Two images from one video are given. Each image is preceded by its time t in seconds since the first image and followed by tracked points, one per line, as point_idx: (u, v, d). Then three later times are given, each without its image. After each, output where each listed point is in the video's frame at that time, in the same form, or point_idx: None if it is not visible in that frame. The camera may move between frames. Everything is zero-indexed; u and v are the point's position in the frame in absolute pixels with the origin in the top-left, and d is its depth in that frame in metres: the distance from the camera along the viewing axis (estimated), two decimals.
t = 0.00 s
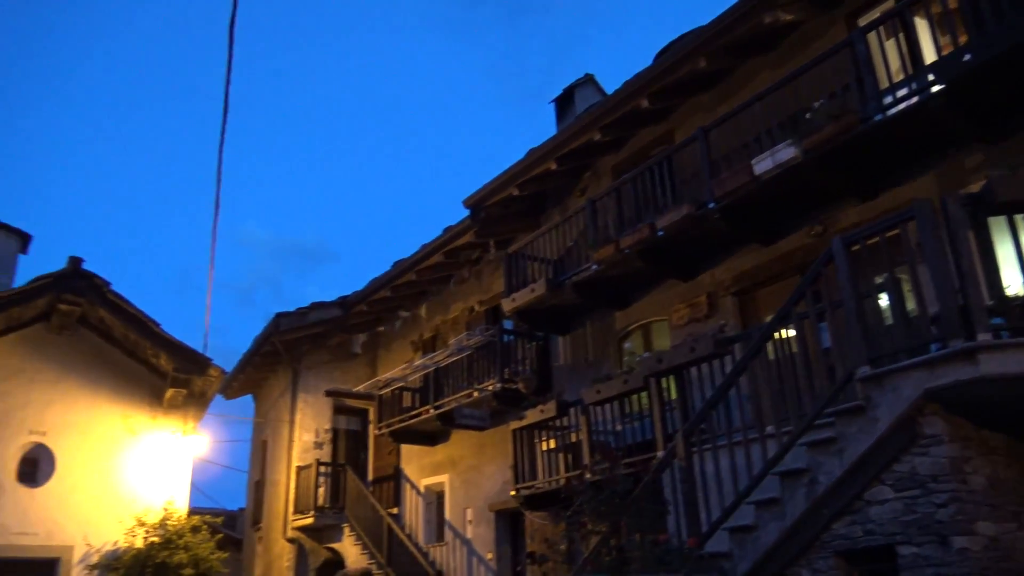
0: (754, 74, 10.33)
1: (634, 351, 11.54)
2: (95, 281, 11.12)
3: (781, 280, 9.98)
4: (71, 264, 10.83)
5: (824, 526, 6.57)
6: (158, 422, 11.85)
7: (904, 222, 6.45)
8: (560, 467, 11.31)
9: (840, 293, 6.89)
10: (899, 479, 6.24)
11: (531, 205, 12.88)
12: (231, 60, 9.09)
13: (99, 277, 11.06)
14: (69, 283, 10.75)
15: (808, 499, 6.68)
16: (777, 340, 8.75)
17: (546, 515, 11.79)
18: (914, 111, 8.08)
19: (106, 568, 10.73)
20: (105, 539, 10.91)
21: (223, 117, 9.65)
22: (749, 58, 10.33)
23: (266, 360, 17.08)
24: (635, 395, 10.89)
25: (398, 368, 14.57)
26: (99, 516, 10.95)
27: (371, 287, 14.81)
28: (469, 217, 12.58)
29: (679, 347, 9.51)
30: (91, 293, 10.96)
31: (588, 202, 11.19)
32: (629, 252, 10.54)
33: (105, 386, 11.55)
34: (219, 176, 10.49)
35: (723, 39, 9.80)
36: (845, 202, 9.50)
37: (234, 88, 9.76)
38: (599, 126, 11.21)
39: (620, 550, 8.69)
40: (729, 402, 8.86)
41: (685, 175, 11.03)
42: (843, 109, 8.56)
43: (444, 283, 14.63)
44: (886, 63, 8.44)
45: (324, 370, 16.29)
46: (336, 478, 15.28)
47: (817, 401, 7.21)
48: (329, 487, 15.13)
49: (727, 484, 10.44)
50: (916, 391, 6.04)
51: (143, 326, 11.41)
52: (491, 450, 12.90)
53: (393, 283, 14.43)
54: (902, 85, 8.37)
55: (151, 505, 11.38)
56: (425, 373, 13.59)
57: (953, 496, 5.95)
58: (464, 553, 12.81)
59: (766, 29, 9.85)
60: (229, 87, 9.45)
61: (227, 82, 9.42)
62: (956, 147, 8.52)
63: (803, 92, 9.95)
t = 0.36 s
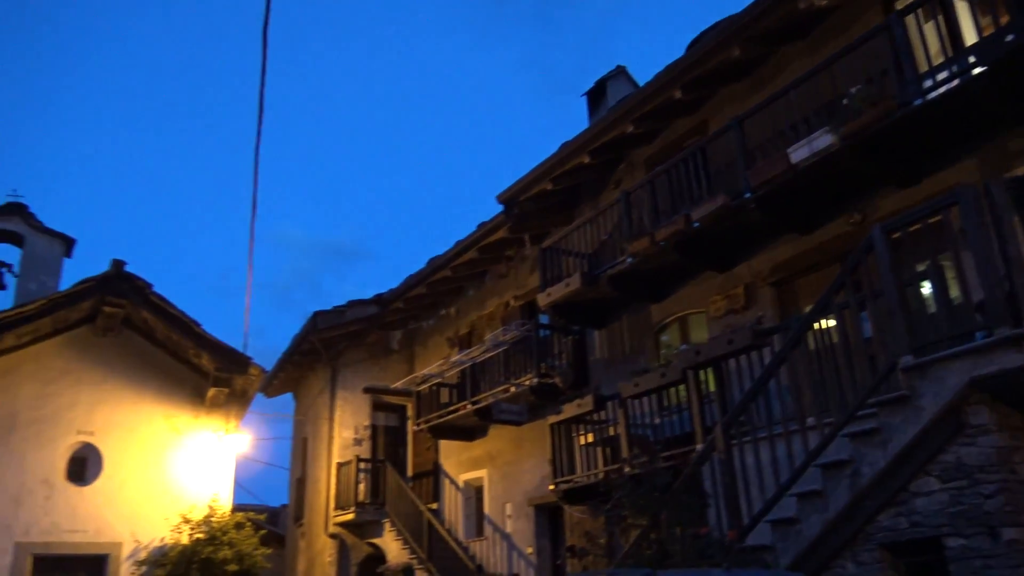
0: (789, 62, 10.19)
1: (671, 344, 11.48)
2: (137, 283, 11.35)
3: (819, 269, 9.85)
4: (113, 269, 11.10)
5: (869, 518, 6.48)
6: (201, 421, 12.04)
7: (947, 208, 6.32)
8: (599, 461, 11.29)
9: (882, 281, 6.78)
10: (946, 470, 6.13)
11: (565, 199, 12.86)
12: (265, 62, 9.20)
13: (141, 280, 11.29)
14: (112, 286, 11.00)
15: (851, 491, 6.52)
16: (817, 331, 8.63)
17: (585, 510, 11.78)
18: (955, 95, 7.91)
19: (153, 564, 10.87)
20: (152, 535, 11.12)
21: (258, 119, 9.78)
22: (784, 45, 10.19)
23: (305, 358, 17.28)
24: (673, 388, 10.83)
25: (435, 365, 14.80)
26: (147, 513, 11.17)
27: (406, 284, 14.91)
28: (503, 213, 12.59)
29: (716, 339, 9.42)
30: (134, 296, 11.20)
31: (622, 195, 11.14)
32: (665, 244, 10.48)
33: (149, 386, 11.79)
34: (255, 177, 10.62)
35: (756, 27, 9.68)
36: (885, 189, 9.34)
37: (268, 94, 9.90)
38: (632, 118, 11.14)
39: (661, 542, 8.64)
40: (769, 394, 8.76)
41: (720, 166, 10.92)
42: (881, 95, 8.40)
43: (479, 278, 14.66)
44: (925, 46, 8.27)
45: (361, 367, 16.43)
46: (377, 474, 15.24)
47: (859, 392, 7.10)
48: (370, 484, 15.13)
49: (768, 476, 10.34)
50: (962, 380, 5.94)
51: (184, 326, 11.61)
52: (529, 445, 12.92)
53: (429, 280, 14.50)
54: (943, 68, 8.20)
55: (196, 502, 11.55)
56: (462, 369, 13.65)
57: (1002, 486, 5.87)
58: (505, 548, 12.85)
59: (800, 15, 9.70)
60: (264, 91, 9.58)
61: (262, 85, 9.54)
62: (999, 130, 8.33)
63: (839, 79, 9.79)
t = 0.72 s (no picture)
0: (827, 45, 10.01)
1: (712, 334, 11.37)
2: (182, 285, 11.52)
3: (863, 256, 9.69)
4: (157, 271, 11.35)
5: (919, 507, 6.38)
6: (247, 418, 12.24)
7: (996, 188, 6.16)
8: (641, 453, 11.26)
9: (928, 266, 6.65)
10: (999, 457, 5.98)
11: (601, 190, 12.80)
12: (301, 63, 9.30)
13: (185, 282, 11.47)
14: (157, 288, 11.20)
15: (900, 479, 6.42)
16: (861, 318, 8.48)
17: (628, 501, 11.73)
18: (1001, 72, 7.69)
19: (203, 559, 11.04)
20: (201, 532, 11.33)
21: (295, 119, 9.89)
22: (821, 27, 10.01)
23: (346, 355, 17.47)
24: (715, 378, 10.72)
25: (475, 359, 14.87)
26: (196, 510, 11.40)
27: (445, 280, 14.97)
28: (540, 206, 12.58)
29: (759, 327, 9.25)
30: (179, 298, 11.40)
31: (659, 185, 11.06)
32: (704, 233, 10.38)
33: (195, 385, 12.00)
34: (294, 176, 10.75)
35: (792, 10, 9.52)
36: (930, 171, 9.14)
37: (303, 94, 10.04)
38: (667, 107, 11.05)
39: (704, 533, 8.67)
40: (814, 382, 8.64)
41: (758, 152, 10.78)
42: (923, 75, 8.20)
43: (517, 272, 14.67)
44: (968, 23, 8.05)
45: (402, 363, 16.55)
46: (419, 468, 15.51)
47: (907, 379, 6.98)
48: (413, 478, 15.37)
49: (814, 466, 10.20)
50: (1013, 364, 5.83)
51: (228, 326, 11.80)
52: (571, 438, 12.91)
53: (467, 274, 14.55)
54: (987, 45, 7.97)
55: (244, 498, 11.76)
56: (501, 363, 13.67)
57: None
58: (548, 541, 12.85)
59: None
60: (300, 92, 9.68)
61: (298, 85, 9.63)
62: None
63: (880, 60, 9.59)
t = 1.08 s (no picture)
0: (867, 24, 9.80)
1: (751, 322, 11.24)
2: (219, 282, 12.81)
3: (905, 240, 9.49)
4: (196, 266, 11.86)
5: (968, 494, 6.28)
6: (288, 412, 13.68)
7: None
8: (680, 443, 11.18)
9: (974, 250, 6.50)
10: None
11: (637, 179, 12.71)
12: (334, 60, 9.39)
13: (224, 280, 12.84)
14: (196, 285, 12.65)
15: (947, 466, 6.35)
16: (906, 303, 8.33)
17: (668, 491, 11.68)
18: None
19: (248, 549, 12.49)
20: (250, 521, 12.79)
21: (330, 115, 9.99)
22: (861, 7, 9.80)
23: (384, 348, 17.64)
24: (755, 366, 10.61)
25: (512, 351, 14.90)
26: (246, 499, 12.87)
27: (481, 271, 15.04)
28: (574, 196, 12.57)
29: (799, 314, 9.14)
30: (219, 294, 12.85)
31: (695, 171, 10.97)
32: (741, 220, 10.26)
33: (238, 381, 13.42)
34: (330, 172, 10.85)
35: None
36: (975, 152, 8.90)
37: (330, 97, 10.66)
38: (703, 93, 10.94)
39: (747, 522, 8.66)
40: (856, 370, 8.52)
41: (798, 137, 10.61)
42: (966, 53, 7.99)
43: (553, 263, 14.67)
44: None
45: (439, 355, 16.63)
46: (458, 459, 15.41)
47: (953, 364, 6.84)
48: (452, 470, 15.29)
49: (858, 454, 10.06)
50: None
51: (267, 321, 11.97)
52: (610, 428, 12.89)
53: (503, 265, 14.60)
54: None
55: (286, 489, 13.21)
56: (539, 354, 13.69)
57: None
58: (588, 531, 12.86)
59: None
60: (334, 87, 9.78)
61: (328, 89, 9.99)
62: None
63: (922, 39, 9.37)
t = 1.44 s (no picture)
0: None
1: (792, 304, 11.08)
2: (261, 274, 13.38)
3: (950, 216, 9.26)
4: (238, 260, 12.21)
5: (1018, 473, 6.13)
6: (329, 404, 14.38)
7: None
8: (721, 426, 11.10)
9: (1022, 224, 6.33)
10: None
11: (671, 161, 12.59)
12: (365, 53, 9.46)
13: (264, 272, 13.36)
14: (238, 278, 13.13)
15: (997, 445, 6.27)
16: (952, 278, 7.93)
17: (710, 476, 11.61)
18: None
19: (294, 537, 13.21)
20: (295, 509, 13.52)
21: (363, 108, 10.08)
22: None
23: (422, 337, 17.76)
24: (796, 347, 10.50)
25: (549, 337, 14.91)
26: (291, 487, 13.59)
27: (516, 258, 15.05)
28: (609, 181, 12.49)
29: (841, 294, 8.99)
30: (260, 286, 13.34)
31: (731, 152, 10.84)
32: (780, 200, 10.12)
33: (277, 374, 14.10)
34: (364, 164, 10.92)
35: None
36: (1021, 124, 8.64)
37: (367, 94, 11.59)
38: (737, 72, 10.78)
39: (791, 505, 8.54)
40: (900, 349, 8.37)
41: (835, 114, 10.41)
42: (1010, 22, 7.75)
43: (589, 249, 14.61)
44: None
45: (477, 343, 16.68)
46: (498, 447, 15.54)
47: (1002, 342, 6.68)
48: (492, 456, 15.46)
49: (904, 435, 9.90)
50: None
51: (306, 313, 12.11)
52: (650, 413, 12.84)
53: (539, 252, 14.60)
54: None
55: (328, 480, 13.90)
56: (576, 340, 13.69)
57: None
58: (630, 516, 12.86)
59: None
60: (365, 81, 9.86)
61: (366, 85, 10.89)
62: None
63: (964, 9, 9.11)
